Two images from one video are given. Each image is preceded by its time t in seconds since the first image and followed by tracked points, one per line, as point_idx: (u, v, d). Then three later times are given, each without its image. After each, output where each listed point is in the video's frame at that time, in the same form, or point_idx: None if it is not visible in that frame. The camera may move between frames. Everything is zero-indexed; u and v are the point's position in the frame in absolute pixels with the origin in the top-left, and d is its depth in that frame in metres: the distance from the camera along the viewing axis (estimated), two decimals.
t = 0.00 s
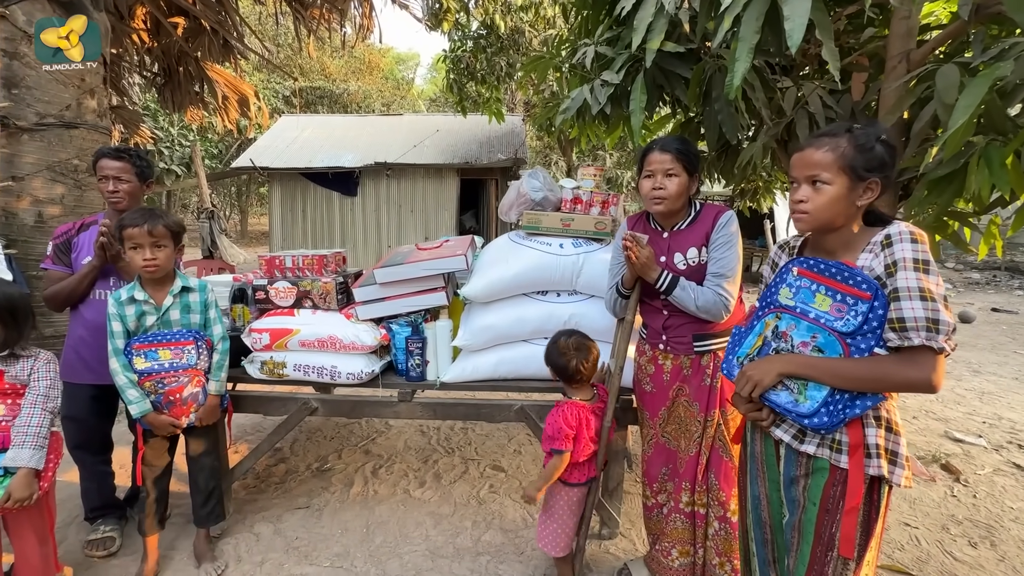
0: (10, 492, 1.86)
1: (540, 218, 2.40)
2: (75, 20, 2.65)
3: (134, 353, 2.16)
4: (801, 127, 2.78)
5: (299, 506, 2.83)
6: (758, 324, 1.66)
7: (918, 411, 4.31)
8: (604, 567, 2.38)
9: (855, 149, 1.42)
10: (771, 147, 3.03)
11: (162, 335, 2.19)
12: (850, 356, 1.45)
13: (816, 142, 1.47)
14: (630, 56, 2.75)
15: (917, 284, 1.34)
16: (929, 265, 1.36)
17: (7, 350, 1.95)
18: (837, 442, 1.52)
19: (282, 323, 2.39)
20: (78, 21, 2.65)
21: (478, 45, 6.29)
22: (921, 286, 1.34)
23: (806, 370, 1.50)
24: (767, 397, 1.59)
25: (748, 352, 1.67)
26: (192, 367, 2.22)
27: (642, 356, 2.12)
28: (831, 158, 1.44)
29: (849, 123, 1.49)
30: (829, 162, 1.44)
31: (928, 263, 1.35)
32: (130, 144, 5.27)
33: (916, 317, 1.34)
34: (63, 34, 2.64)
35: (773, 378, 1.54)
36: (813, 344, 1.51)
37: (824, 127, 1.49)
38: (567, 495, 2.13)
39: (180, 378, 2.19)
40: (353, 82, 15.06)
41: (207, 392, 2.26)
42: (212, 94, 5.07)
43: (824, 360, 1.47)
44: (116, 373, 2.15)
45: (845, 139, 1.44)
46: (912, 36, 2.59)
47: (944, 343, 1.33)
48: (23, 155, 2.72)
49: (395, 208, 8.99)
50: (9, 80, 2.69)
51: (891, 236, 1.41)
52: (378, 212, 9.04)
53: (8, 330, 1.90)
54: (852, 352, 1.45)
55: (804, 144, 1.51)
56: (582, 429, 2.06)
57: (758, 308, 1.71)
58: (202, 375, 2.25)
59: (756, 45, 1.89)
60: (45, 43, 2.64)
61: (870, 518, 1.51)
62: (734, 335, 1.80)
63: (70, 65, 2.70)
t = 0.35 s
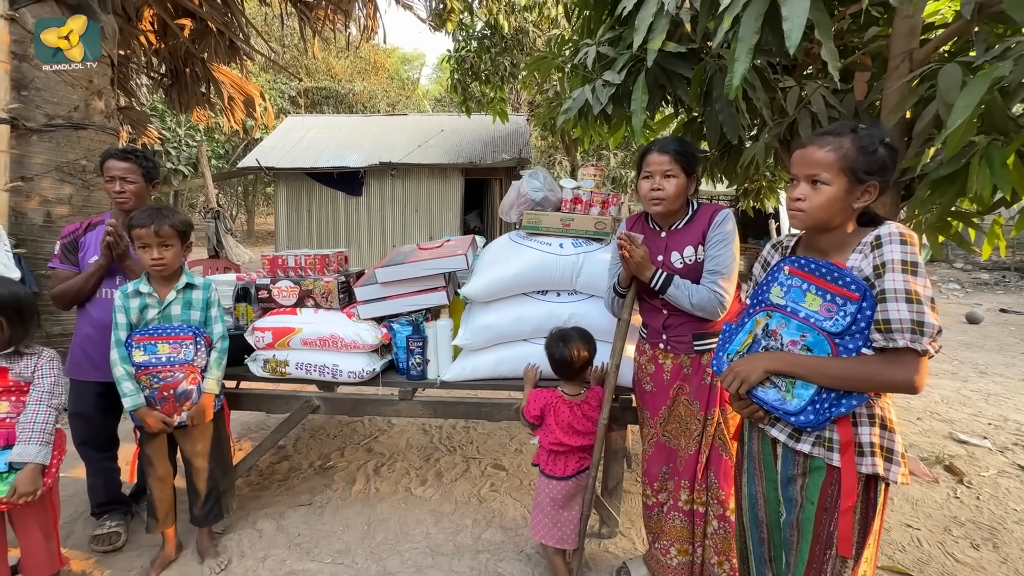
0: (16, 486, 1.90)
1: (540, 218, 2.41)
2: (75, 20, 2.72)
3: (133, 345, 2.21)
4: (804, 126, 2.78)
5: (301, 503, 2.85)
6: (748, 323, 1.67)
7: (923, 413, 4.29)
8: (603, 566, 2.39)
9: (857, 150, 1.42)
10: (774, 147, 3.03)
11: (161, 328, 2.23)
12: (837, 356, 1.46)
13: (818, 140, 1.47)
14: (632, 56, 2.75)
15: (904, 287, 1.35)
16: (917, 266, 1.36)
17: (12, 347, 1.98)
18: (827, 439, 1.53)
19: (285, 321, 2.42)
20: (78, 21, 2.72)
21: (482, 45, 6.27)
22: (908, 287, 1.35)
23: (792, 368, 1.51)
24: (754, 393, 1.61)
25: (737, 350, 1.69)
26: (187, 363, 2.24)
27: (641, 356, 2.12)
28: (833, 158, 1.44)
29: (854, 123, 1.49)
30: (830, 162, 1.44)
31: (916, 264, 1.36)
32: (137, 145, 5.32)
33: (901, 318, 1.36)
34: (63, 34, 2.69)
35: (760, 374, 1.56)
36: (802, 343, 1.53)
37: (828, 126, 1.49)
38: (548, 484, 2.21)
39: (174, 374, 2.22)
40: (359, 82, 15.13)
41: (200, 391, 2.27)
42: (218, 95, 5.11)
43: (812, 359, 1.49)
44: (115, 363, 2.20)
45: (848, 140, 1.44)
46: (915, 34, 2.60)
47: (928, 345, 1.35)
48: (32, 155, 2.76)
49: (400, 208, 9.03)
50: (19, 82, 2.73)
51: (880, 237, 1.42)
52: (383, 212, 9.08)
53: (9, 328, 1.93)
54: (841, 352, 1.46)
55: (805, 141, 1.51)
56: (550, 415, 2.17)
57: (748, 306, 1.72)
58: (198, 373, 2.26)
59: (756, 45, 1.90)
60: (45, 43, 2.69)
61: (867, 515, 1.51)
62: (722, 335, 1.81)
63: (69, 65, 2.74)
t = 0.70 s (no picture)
0: (31, 478, 1.96)
1: (541, 218, 2.43)
2: (76, 20, 2.62)
3: (133, 341, 2.27)
4: (808, 125, 2.78)
5: (306, 498, 2.90)
6: (747, 322, 1.69)
7: (929, 414, 4.26)
8: (603, 563, 2.41)
9: (860, 154, 1.43)
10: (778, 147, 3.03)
11: (157, 326, 2.27)
12: (837, 356, 1.48)
13: (821, 143, 1.47)
14: (635, 56, 2.77)
15: (901, 287, 1.37)
16: (914, 267, 1.38)
17: (21, 344, 2.03)
18: (824, 437, 1.54)
19: (290, 319, 2.45)
20: (78, 22, 2.62)
21: (488, 46, 6.32)
22: (905, 288, 1.37)
23: (792, 368, 1.52)
24: (756, 393, 1.62)
25: (738, 350, 1.70)
26: (180, 362, 2.27)
27: (640, 355, 2.14)
28: (836, 162, 1.44)
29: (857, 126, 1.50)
30: (833, 165, 1.44)
31: (914, 265, 1.38)
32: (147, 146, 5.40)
33: (899, 318, 1.37)
34: (63, 34, 2.59)
35: (760, 373, 1.58)
36: (802, 343, 1.54)
37: (831, 128, 1.50)
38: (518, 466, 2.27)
39: (168, 372, 2.26)
40: (366, 83, 15.22)
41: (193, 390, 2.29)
42: (227, 96, 5.17)
43: (811, 358, 1.50)
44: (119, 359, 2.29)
45: (851, 143, 1.44)
46: (919, 34, 2.61)
47: (927, 344, 1.36)
48: (45, 156, 2.83)
49: (408, 207, 9.08)
50: (33, 85, 2.80)
51: (878, 238, 1.43)
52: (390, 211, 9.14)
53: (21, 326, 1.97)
54: (840, 351, 1.47)
55: (808, 143, 1.51)
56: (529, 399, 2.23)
57: (749, 306, 1.73)
58: (191, 371, 2.30)
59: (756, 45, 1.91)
60: (46, 43, 2.60)
61: (861, 513, 1.52)
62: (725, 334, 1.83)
63: (69, 65, 2.65)
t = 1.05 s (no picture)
0: (64, 463, 2.04)
1: (545, 217, 2.45)
2: (76, 20, 2.54)
3: (155, 339, 2.34)
4: (815, 125, 2.79)
5: (315, 493, 2.95)
6: (749, 320, 1.71)
7: (940, 416, 4.22)
8: (606, 561, 2.43)
9: (867, 156, 1.43)
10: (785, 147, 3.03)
11: (177, 325, 2.33)
12: (836, 355, 1.49)
13: (829, 144, 1.47)
14: (641, 57, 2.78)
15: (902, 287, 1.37)
16: (916, 267, 1.38)
17: (38, 337, 2.10)
18: (822, 436, 1.55)
19: (300, 317, 2.51)
20: (79, 21, 2.55)
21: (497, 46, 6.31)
22: (906, 288, 1.37)
23: (791, 366, 1.53)
24: (755, 391, 1.64)
25: (739, 348, 1.72)
26: (197, 360, 2.33)
27: (640, 354, 2.19)
28: (842, 164, 1.45)
29: (866, 128, 1.49)
30: (839, 167, 1.45)
31: (915, 265, 1.38)
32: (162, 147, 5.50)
33: (899, 319, 1.37)
34: (63, 34, 2.50)
35: (760, 371, 1.59)
36: (802, 342, 1.56)
37: (841, 129, 1.50)
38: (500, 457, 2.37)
39: (185, 370, 2.32)
40: (377, 83, 15.33)
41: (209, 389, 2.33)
42: (240, 97, 5.26)
43: (811, 357, 1.51)
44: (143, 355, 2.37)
45: (859, 146, 1.44)
46: (927, 33, 2.61)
47: (926, 345, 1.37)
48: (65, 158, 2.92)
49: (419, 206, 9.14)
50: (53, 88, 2.88)
51: (880, 238, 1.45)
52: (399, 211, 9.22)
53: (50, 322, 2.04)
54: (840, 351, 1.48)
55: (815, 143, 1.52)
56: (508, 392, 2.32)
57: (751, 305, 1.75)
58: (207, 370, 2.34)
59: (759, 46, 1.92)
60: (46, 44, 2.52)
61: (857, 513, 1.54)
62: (726, 333, 1.84)
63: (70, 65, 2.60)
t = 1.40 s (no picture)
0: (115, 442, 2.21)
1: (552, 217, 2.46)
2: (76, 21, 2.60)
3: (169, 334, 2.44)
4: (825, 124, 2.78)
5: (325, 488, 3.01)
6: (753, 319, 1.70)
7: (954, 419, 4.17)
8: (610, 558, 2.45)
9: (873, 159, 1.41)
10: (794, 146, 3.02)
11: (187, 323, 2.41)
12: (840, 355, 1.49)
13: (833, 147, 1.45)
14: (649, 57, 2.79)
15: (907, 289, 1.38)
16: (921, 270, 1.39)
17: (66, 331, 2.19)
18: (823, 435, 1.56)
19: (310, 315, 2.56)
20: (78, 21, 2.60)
21: (508, 46, 6.43)
22: (911, 290, 1.38)
23: (795, 365, 1.54)
24: (758, 390, 1.64)
25: (742, 347, 1.72)
26: (200, 359, 2.39)
27: (645, 353, 2.23)
28: (847, 166, 1.42)
29: (871, 128, 1.47)
30: (844, 170, 1.43)
31: (921, 268, 1.39)
32: (179, 148, 5.61)
33: (904, 321, 1.38)
34: (63, 34, 2.57)
35: (762, 369, 1.60)
36: (805, 342, 1.56)
37: (846, 131, 1.47)
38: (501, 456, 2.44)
39: (189, 368, 2.39)
40: (389, 83, 15.45)
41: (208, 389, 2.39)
42: (254, 99, 5.34)
43: (814, 357, 1.52)
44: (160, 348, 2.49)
45: (864, 148, 1.41)
46: (939, 31, 2.60)
47: (930, 348, 1.37)
48: (86, 159, 3.01)
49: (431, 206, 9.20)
50: (74, 91, 2.97)
51: (886, 240, 1.45)
52: (409, 211, 9.29)
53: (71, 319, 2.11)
54: (843, 351, 1.49)
55: (819, 145, 1.49)
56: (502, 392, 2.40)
57: (755, 303, 1.75)
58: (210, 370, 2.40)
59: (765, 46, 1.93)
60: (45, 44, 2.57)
61: (856, 512, 1.55)
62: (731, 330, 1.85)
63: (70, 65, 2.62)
